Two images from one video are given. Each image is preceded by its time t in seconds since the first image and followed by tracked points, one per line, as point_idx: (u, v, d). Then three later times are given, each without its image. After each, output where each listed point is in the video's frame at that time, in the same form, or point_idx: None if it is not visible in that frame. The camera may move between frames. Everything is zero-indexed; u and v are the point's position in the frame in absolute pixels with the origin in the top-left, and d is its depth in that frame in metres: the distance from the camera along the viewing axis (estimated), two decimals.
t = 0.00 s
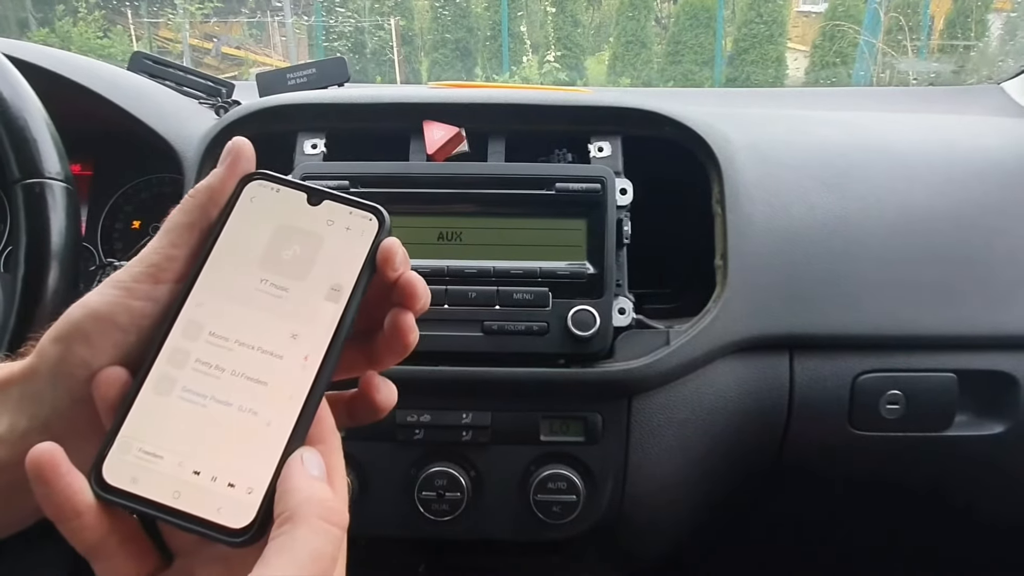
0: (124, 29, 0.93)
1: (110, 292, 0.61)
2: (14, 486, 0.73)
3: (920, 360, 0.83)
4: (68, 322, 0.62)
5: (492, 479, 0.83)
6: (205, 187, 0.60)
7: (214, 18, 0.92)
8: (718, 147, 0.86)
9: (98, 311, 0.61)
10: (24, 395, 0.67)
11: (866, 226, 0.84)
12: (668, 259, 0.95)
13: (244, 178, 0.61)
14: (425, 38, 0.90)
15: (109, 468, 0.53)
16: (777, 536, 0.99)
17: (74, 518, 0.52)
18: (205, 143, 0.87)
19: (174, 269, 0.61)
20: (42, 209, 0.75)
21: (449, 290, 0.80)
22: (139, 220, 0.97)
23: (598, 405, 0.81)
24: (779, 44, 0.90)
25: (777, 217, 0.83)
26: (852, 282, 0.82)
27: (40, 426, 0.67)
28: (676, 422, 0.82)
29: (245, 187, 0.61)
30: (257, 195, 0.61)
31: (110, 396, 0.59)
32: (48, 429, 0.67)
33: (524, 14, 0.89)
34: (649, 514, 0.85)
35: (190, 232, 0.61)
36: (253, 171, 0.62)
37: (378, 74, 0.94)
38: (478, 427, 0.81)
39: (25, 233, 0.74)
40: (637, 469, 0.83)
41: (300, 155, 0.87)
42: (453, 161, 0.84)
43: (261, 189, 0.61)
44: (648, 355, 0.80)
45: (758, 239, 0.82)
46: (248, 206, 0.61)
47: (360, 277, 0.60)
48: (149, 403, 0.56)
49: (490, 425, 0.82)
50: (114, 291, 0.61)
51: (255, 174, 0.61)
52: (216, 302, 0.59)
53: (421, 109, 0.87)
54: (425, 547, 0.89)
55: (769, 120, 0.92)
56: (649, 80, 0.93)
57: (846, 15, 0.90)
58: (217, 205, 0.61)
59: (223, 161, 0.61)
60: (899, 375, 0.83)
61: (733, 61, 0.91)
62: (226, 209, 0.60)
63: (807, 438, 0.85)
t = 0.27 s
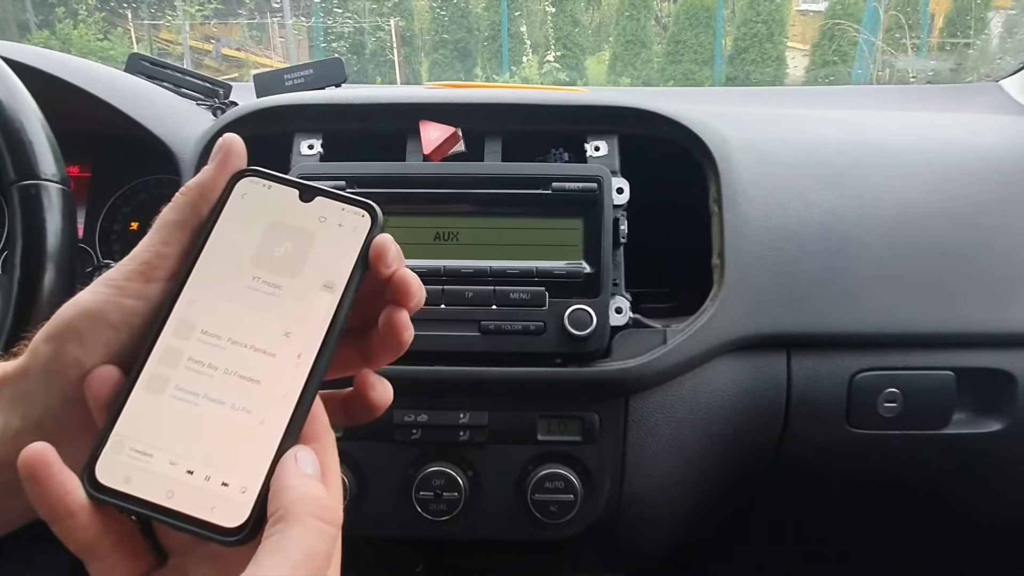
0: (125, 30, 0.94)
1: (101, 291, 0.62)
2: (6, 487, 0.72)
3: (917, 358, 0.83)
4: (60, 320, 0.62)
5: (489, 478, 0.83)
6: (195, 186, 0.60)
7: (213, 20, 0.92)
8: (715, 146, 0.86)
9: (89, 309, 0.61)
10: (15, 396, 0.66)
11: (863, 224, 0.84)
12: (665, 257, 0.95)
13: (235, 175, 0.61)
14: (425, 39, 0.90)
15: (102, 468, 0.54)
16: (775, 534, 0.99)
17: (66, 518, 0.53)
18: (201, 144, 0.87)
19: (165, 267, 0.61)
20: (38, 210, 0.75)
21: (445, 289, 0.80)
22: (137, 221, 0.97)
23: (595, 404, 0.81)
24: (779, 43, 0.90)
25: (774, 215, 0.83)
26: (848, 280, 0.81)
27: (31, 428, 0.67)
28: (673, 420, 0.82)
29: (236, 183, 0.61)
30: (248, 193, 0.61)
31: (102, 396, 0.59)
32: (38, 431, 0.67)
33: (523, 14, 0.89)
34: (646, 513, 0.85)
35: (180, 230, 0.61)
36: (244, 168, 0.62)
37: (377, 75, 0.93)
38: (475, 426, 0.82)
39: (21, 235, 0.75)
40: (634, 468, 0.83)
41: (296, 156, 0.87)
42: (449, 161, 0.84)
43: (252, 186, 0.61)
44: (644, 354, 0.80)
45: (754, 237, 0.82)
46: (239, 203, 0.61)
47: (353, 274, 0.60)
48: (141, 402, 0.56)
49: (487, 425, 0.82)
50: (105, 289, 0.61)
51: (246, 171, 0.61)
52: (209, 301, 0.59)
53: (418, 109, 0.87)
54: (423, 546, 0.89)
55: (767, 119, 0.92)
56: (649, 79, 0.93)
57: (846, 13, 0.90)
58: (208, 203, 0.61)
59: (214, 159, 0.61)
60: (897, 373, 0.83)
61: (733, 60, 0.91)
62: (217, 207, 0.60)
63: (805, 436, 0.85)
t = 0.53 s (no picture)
0: (125, 31, 0.94)
1: (98, 292, 0.62)
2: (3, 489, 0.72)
3: (916, 357, 0.83)
4: (56, 321, 0.62)
5: (488, 478, 0.83)
6: (193, 185, 0.61)
7: (213, 20, 0.92)
8: (714, 145, 0.86)
9: (87, 310, 0.61)
10: (14, 398, 0.66)
11: (862, 224, 0.83)
12: (664, 258, 0.95)
13: (234, 175, 0.61)
14: (425, 39, 0.90)
15: (100, 469, 0.54)
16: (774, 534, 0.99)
17: (64, 519, 0.53)
18: (200, 144, 0.87)
19: (162, 267, 0.61)
20: (36, 211, 0.75)
21: (444, 289, 0.80)
22: (136, 222, 0.98)
23: (594, 404, 0.81)
24: (779, 42, 0.90)
25: (773, 214, 0.83)
26: (847, 279, 0.81)
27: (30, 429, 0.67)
28: (672, 420, 0.82)
29: (235, 184, 0.61)
30: (246, 192, 0.61)
31: (100, 396, 0.59)
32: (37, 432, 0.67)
33: (523, 14, 0.89)
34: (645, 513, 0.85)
35: (179, 230, 0.61)
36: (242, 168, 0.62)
37: (377, 75, 0.93)
38: (474, 426, 0.81)
39: (19, 235, 0.75)
40: (633, 467, 0.83)
41: (295, 156, 0.87)
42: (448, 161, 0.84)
43: (250, 187, 0.61)
44: (643, 353, 0.80)
45: (753, 236, 0.82)
46: (237, 202, 0.61)
47: (351, 275, 0.60)
48: (140, 403, 0.56)
49: (486, 425, 0.82)
50: (102, 289, 0.62)
51: (244, 171, 0.61)
52: (207, 301, 0.59)
53: (417, 109, 0.87)
54: (422, 546, 0.89)
55: (766, 118, 0.91)
56: (649, 78, 0.92)
57: (846, 12, 0.90)
58: (207, 203, 0.61)
59: (212, 159, 0.61)
60: (895, 372, 0.83)
61: (733, 59, 0.91)
62: (215, 206, 0.61)
63: (804, 435, 0.85)
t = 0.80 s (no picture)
0: (125, 32, 0.94)
1: (94, 292, 0.61)
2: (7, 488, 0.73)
3: (917, 357, 0.83)
4: (53, 322, 0.62)
5: (489, 479, 0.83)
6: (192, 182, 0.60)
7: (214, 21, 0.92)
8: (714, 146, 0.86)
9: (85, 310, 0.61)
10: (14, 400, 0.66)
11: (862, 225, 0.84)
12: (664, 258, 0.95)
13: (239, 170, 0.60)
14: (425, 40, 0.90)
15: (106, 469, 0.54)
16: (774, 533, 0.99)
17: (71, 518, 0.53)
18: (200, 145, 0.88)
19: (160, 266, 0.61)
20: (38, 211, 0.75)
21: (445, 289, 0.80)
22: (136, 223, 0.97)
23: (595, 404, 0.81)
24: (779, 43, 0.90)
25: (773, 215, 0.83)
26: (847, 279, 0.82)
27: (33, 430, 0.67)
28: (673, 420, 0.82)
29: (239, 178, 0.61)
30: (251, 188, 0.61)
31: (102, 399, 0.59)
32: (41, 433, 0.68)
33: (523, 15, 0.90)
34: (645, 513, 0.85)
35: (177, 228, 0.61)
36: (243, 163, 0.62)
37: (378, 75, 0.94)
38: (475, 426, 0.82)
39: (20, 235, 0.75)
40: (634, 467, 0.83)
41: (295, 157, 0.87)
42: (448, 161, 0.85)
43: (255, 181, 0.61)
44: (644, 353, 0.80)
45: (753, 236, 0.82)
46: (242, 198, 0.61)
47: (357, 274, 0.60)
48: (145, 403, 0.56)
49: (486, 425, 0.82)
50: (97, 289, 0.61)
51: (247, 166, 0.61)
52: (212, 300, 0.59)
53: (417, 110, 0.87)
54: (423, 546, 0.89)
55: (765, 118, 0.92)
56: (649, 79, 0.94)
57: (846, 13, 0.90)
58: (205, 200, 0.61)
59: (210, 155, 0.60)
60: (896, 372, 0.83)
61: (733, 60, 0.91)
62: (215, 204, 0.60)
63: (804, 435, 0.85)
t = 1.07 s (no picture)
0: (125, 32, 0.94)
1: (88, 296, 0.61)
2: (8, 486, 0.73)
3: (916, 357, 0.83)
4: (47, 326, 0.62)
5: (489, 479, 0.83)
6: (183, 183, 0.60)
7: (214, 22, 0.92)
8: (713, 146, 0.86)
9: (78, 314, 0.61)
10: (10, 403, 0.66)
11: (861, 225, 0.84)
12: (663, 259, 0.95)
13: (230, 171, 0.60)
14: (425, 40, 0.90)
15: (102, 471, 0.54)
16: (774, 533, 0.99)
17: (68, 520, 0.53)
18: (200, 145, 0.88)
19: (153, 268, 0.61)
20: (38, 211, 0.75)
21: (444, 289, 0.80)
22: (136, 223, 0.97)
23: (595, 404, 0.82)
24: (779, 43, 0.91)
25: (772, 215, 0.83)
26: (846, 279, 0.82)
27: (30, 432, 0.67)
28: (672, 420, 0.82)
29: (230, 179, 0.61)
30: (243, 188, 0.61)
31: (98, 401, 0.60)
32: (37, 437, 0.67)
33: (523, 15, 0.90)
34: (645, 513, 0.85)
35: (170, 230, 0.61)
36: (235, 163, 0.61)
37: (378, 76, 0.94)
38: (475, 426, 0.82)
39: (20, 235, 0.75)
40: (634, 467, 0.83)
41: (295, 157, 0.88)
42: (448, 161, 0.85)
43: (247, 182, 0.61)
44: (644, 354, 0.80)
45: (752, 236, 0.82)
46: (234, 199, 0.61)
47: (350, 274, 0.60)
48: (140, 404, 0.56)
49: (486, 425, 0.82)
50: (91, 292, 0.61)
51: (239, 166, 0.61)
52: (206, 301, 0.59)
53: (417, 110, 0.87)
54: (422, 546, 0.89)
55: (765, 118, 0.92)
56: (649, 80, 0.94)
57: (846, 13, 0.90)
58: (198, 202, 0.61)
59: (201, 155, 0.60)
60: (895, 372, 0.83)
61: (733, 60, 0.91)
62: (208, 205, 0.60)
63: (804, 435, 0.85)
